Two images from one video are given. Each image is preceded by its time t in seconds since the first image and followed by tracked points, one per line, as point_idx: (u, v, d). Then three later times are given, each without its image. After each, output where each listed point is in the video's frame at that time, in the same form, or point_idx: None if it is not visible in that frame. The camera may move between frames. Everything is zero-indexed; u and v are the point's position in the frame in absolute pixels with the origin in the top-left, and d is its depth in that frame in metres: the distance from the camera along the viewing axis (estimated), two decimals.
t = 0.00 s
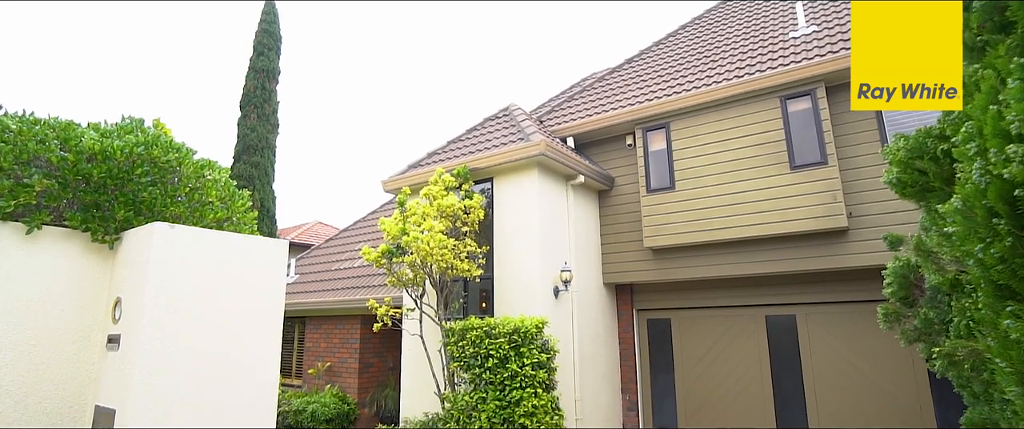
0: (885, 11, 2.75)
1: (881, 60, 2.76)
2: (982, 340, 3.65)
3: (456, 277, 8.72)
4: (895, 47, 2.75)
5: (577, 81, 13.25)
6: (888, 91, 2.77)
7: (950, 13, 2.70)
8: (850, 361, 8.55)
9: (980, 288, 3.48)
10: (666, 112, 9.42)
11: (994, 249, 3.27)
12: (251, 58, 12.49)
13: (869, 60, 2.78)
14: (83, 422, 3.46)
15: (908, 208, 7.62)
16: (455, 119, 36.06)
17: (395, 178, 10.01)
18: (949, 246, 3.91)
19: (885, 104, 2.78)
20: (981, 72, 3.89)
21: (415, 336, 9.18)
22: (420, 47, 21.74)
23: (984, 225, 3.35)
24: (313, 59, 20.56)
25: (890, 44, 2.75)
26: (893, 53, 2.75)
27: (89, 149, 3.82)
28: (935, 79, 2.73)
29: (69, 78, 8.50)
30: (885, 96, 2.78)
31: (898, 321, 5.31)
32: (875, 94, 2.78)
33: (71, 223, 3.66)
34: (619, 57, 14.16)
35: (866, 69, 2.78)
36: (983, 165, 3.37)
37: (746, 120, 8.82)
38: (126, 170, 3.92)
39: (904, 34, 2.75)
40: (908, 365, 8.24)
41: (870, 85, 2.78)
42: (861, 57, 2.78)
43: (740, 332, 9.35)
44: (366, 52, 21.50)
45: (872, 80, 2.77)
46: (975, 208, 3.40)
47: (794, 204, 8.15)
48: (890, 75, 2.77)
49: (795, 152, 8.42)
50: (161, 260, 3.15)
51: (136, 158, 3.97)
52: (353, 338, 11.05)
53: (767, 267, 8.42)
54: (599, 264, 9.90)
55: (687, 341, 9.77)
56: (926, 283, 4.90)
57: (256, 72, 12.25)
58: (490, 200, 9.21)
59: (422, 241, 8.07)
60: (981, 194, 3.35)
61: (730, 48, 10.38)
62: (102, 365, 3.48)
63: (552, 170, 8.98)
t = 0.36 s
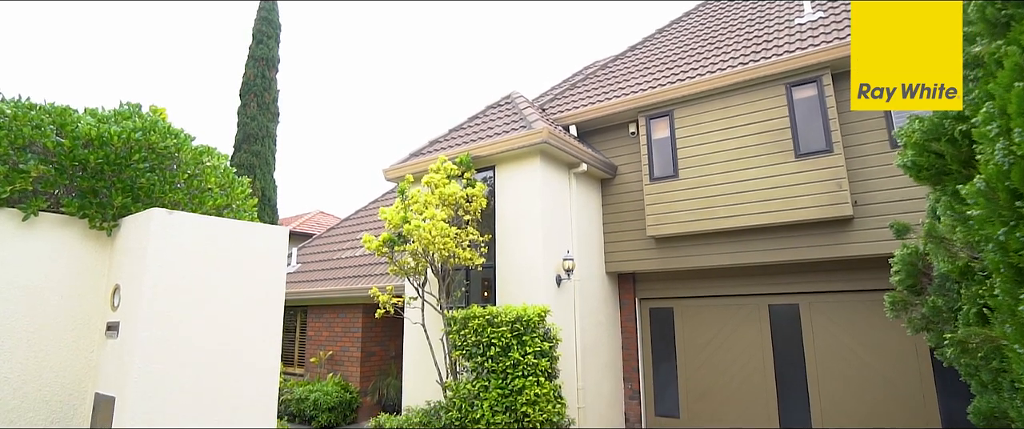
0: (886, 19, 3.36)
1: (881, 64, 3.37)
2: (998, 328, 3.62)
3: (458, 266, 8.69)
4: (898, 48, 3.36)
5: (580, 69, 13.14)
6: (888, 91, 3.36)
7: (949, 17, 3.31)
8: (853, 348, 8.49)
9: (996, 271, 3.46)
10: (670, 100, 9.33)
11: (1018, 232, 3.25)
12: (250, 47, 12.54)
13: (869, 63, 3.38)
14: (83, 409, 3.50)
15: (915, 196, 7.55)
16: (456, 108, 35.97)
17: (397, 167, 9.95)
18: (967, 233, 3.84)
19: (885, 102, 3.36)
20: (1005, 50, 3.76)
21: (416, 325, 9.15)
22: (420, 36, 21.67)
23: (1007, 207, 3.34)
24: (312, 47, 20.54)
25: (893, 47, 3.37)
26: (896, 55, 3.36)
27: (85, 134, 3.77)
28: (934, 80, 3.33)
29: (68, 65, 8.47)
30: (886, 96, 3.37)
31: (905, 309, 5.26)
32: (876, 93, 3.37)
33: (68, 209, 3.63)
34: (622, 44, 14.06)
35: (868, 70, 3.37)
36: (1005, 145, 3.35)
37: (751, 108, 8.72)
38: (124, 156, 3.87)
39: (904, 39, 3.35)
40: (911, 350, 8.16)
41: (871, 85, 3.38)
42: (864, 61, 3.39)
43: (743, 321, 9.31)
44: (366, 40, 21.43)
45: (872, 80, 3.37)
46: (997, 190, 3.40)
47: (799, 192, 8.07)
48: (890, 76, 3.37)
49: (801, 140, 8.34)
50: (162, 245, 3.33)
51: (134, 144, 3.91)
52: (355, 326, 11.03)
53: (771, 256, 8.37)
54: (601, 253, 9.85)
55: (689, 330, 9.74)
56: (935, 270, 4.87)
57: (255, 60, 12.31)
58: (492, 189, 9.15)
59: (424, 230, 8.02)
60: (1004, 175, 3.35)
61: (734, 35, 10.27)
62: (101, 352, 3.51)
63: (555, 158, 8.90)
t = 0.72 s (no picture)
0: (884, 13, 3.27)
1: (881, 63, 3.28)
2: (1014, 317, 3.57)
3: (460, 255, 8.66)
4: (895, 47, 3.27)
5: (583, 58, 13.03)
6: (888, 91, 3.28)
7: (949, 15, 3.21)
8: (857, 338, 8.42)
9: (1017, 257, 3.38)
10: (673, 88, 9.23)
11: None
12: (249, 36, 12.46)
13: (869, 62, 3.30)
14: (82, 397, 3.55)
15: (922, 186, 7.47)
16: (458, 98, 35.87)
17: (398, 156, 9.88)
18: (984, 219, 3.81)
19: (885, 102, 3.28)
20: None
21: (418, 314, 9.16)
22: (421, 25, 21.53)
23: None
24: (311, 37, 20.48)
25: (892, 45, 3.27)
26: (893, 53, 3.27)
27: (81, 120, 3.71)
28: (934, 79, 3.24)
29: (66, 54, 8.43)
30: (885, 96, 3.28)
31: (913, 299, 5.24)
32: (876, 93, 3.29)
33: (64, 196, 3.58)
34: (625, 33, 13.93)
35: (867, 70, 3.29)
36: None
37: (756, 96, 8.63)
38: (120, 142, 3.81)
39: (904, 38, 3.26)
40: (915, 338, 8.09)
41: (871, 85, 3.30)
42: (862, 61, 3.30)
43: (745, 310, 9.28)
44: (367, 30, 21.30)
45: (871, 80, 3.29)
46: None
47: (804, 182, 8.00)
48: (890, 75, 3.28)
49: (806, 129, 8.25)
50: (163, 234, 3.28)
51: (131, 129, 3.86)
52: (357, 316, 11.01)
53: (774, 245, 8.32)
54: (604, 243, 9.80)
55: (692, 320, 9.71)
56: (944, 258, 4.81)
57: (255, 49, 12.23)
58: (494, 178, 9.09)
59: (426, 219, 7.97)
60: None
61: (739, 23, 10.15)
62: (100, 341, 3.52)
63: (557, 147, 8.84)
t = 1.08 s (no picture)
0: (885, 10, 3.12)
1: (882, 62, 3.16)
2: None
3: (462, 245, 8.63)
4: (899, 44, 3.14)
5: (586, 46, 12.92)
6: (888, 91, 3.19)
7: (950, 12, 3.07)
8: (861, 329, 8.37)
9: None
10: (676, 77, 9.14)
11: None
12: (249, 25, 12.39)
13: (869, 61, 3.17)
14: (82, 387, 3.53)
15: (928, 175, 7.40)
16: (459, 89, 35.78)
17: (399, 145, 9.81)
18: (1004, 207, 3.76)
19: (885, 102, 3.20)
20: None
21: (421, 304, 9.15)
22: (422, 15, 21.39)
23: None
24: (312, 26, 20.36)
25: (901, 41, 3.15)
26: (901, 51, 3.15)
27: (78, 106, 3.66)
28: (934, 79, 3.15)
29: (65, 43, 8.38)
30: (884, 96, 3.20)
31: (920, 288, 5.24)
32: (876, 94, 3.21)
33: (61, 184, 3.54)
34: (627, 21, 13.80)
35: (867, 69, 3.18)
36: None
37: (761, 84, 8.54)
38: (118, 129, 3.76)
39: (904, 37, 3.13)
40: (920, 329, 8.01)
41: (871, 85, 3.20)
42: (861, 61, 3.18)
43: (749, 301, 9.24)
44: (367, 19, 21.18)
45: (872, 80, 3.18)
46: None
47: (809, 171, 7.93)
48: (890, 75, 3.17)
49: (811, 117, 8.16)
50: (164, 220, 3.26)
51: (128, 116, 3.81)
52: (359, 306, 11.00)
53: (778, 236, 8.27)
54: (606, 233, 9.76)
55: (695, 310, 9.67)
56: (953, 247, 4.76)
57: (255, 38, 12.16)
58: (496, 167, 9.02)
59: (428, 208, 7.94)
60: None
61: (744, 11, 10.03)
62: (100, 330, 3.49)
63: (560, 136, 8.76)
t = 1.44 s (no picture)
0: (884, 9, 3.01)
1: (882, 62, 3.02)
2: None
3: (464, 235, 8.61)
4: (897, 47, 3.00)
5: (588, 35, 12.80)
6: (888, 91, 3.03)
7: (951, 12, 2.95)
8: (865, 319, 8.33)
9: None
10: (680, 65, 9.04)
11: None
12: (249, 14, 12.29)
13: (869, 61, 3.04)
14: (81, 375, 3.54)
15: (936, 164, 7.32)
16: (460, 80, 35.61)
17: (400, 134, 9.74)
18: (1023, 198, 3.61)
19: (885, 103, 3.03)
20: None
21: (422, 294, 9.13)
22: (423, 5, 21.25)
23: None
24: (313, 16, 20.24)
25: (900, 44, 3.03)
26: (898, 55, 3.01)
27: (73, 92, 3.60)
28: (935, 79, 2.99)
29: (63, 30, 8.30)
30: (885, 96, 3.04)
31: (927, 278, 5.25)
32: (876, 94, 3.04)
33: (57, 171, 3.49)
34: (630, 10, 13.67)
35: (868, 69, 3.04)
36: None
37: (766, 73, 8.44)
38: (114, 115, 3.70)
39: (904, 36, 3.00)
40: (924, 320, 7.95)
41: (871, 85, 3.05)
42: (861, 60, 3.05)
43: (751, 291, 9.21)
44: (368, 9, 21.05)
45: (872, 80, 3.04)
46: None
47: (813, 161, 7.86)
48: (891, 75, 3.02)
49: (816, 106, 8.08)
50: (163, 207, 3.27)
51: (125, 102, 3.75)
52: (360, 296, 10.97)
53: (782, 225, 8.21)
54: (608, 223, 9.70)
55: (697, 300, 9.64)
56: (961, 237, 4.78)
57: (255, 27, 12.07)
58: (498, 157, 8.96)
59: (428, 197, 7.91)
60: None
61: None
62: (99, 318, 3.50)
63: (562, 125, 8.69)
